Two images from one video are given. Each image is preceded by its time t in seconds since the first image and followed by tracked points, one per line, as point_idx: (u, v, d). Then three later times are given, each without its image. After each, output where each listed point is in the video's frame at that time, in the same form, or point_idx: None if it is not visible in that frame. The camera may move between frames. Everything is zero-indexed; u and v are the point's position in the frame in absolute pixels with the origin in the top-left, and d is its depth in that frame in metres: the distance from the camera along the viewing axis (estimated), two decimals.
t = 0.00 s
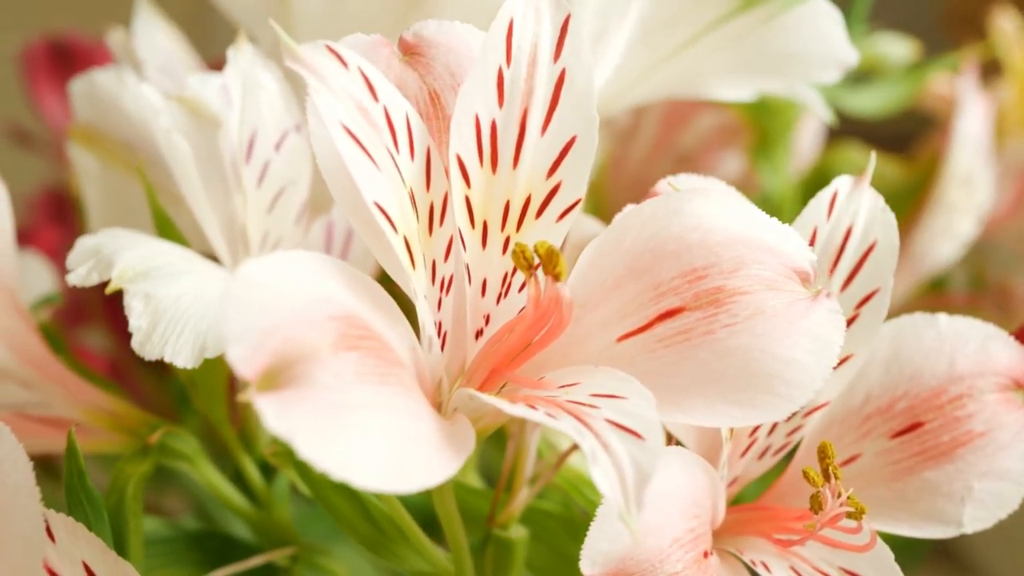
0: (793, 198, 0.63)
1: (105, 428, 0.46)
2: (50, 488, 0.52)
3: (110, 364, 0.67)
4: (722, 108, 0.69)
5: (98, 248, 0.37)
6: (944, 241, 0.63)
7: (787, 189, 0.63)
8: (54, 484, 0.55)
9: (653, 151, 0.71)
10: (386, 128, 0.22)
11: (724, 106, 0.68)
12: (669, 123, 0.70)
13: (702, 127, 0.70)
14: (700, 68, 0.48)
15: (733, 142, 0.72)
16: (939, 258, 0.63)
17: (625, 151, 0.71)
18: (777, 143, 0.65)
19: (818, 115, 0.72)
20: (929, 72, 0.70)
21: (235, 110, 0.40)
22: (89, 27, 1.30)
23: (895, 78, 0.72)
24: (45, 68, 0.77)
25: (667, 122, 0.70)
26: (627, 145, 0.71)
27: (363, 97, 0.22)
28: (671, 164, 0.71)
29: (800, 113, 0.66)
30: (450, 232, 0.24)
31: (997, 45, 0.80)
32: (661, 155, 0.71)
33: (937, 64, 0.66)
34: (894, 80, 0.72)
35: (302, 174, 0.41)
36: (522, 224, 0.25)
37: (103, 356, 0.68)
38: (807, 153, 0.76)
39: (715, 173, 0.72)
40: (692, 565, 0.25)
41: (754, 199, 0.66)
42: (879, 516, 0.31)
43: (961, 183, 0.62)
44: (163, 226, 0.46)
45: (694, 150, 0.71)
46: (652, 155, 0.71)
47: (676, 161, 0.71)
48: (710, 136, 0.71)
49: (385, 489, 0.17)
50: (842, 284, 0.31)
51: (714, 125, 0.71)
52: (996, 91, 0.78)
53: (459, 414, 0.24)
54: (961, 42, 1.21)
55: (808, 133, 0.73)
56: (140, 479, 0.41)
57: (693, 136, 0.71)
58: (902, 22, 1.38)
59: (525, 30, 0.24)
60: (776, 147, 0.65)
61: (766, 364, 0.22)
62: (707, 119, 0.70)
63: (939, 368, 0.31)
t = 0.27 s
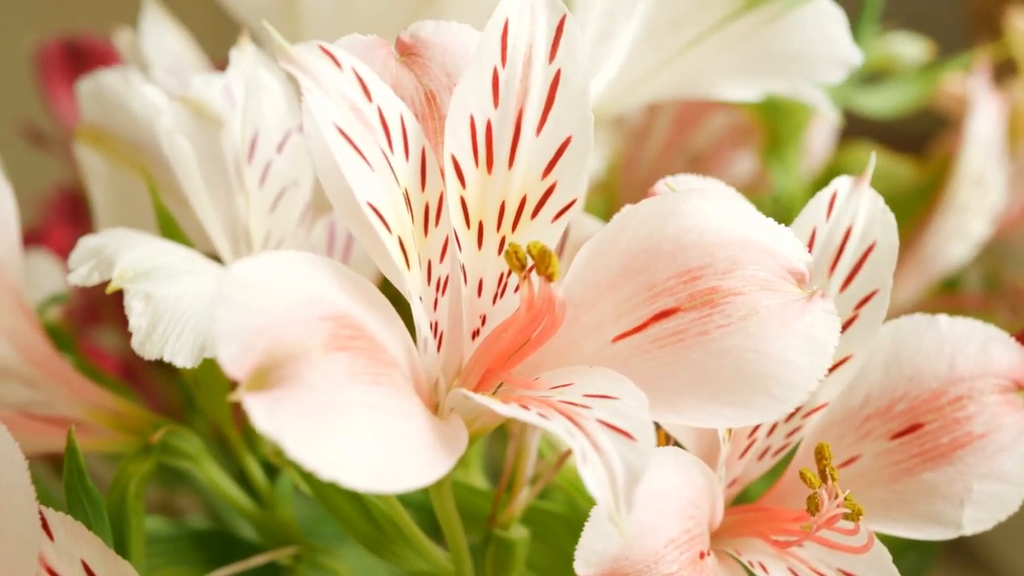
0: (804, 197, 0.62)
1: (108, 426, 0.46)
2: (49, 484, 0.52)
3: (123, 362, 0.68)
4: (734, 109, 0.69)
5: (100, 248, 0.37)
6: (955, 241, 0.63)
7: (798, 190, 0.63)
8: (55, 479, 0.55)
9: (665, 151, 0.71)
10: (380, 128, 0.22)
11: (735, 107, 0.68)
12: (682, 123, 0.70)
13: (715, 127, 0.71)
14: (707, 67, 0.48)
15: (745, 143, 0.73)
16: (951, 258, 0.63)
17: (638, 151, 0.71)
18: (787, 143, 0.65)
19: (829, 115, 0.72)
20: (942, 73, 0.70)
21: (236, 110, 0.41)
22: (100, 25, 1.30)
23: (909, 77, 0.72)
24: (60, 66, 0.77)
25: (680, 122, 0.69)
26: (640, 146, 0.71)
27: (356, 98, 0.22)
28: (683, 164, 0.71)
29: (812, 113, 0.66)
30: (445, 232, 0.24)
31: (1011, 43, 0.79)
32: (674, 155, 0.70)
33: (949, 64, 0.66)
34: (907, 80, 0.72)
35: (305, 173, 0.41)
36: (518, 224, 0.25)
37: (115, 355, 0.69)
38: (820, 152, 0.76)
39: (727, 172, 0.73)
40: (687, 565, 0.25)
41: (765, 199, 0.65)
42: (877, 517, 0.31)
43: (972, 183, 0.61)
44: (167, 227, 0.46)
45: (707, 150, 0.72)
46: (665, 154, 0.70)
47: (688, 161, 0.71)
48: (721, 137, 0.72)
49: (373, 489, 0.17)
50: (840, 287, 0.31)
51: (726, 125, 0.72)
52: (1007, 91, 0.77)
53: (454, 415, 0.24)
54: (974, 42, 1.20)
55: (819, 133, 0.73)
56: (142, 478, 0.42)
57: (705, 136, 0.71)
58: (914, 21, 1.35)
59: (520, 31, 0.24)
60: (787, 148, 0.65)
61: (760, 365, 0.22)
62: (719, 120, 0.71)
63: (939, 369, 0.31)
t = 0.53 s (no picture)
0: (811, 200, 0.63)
1: (110, 425, 0.46)
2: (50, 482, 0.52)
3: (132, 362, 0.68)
4: (744, 109, 0.70)
5: (101, 248, 0.37)
6: (967, 241, 0.63)
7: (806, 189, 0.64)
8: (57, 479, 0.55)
9: (675, 150, 0.70)
10: (375, 129, 0.22)
11: (746, 108, 0.69)
12: (693, 123, 0.69)
13: (725, 127, 0.72)
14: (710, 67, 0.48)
15: (754, 142, 0.74)
16: (961, 259, 0.63)
17: (647, 151, 0.71)
18: (797, 144, 0.65)
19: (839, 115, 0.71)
20: (954, 73, 0.69)
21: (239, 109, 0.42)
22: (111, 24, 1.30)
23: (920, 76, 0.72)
24: (72, 67, 0.77)
25: (692, 122, 0.69)
26: (651, 146, 0.70)
27: (350, 98, 0.22)
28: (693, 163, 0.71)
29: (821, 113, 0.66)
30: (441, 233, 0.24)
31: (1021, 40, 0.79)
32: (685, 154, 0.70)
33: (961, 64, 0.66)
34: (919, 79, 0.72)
35: (305, 174, 0.41)
36: (513, 224, 0.25)
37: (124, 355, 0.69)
38: (831, 152, 0.76)
39: (736, 171, 0.74)
40: (683, 566, 0.25)
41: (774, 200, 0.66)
42: (876, 518, 0.31)
43: (984, 183, 0.61)
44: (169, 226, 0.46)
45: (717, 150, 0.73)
46: (676, 154, 0.70)
47: (698, 160, 0.71)
48: (731, 135, 0.73)
49: (364, 488, 0.17)
50: (839, 288, 0.30)
51: (736, 125, 0.73)
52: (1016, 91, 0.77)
53: (450, 415, 0.24)
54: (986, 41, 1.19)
55: (830, 132, 0.73)
56: (143, 478, 0.42)
57: (715, 136, 0.72)
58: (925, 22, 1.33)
59: (516, 31, 0.24)
60: (797, 148, 0.65)
61: (755, 366, 0.22)
62: (729, 120, 0.71)
63: (939, 370, 0.30)
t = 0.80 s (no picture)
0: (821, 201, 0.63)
1: (115, 424, 0.46)
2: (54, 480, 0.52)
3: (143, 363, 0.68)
4: (756, 109, 0.70)
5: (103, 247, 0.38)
6: (978, 241, 0.63)
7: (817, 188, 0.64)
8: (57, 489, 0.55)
9: (687, 150, 0.70)
10: (369, 128, 0.22)
11: (757, 108, 0.69)
12: (705, 123, 0.70)
13: (735, 126, 0.71)
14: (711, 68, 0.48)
15: (764, 142, 0.74)
16: (973, 259, 0.63)
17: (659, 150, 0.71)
18: (808, 144, 0.65)
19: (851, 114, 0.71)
20: (968, 72, 0.69)
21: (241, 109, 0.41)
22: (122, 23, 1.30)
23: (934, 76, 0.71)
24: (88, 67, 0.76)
25: (704, 123, 0.69)
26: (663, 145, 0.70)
27: (344, 97, 0.22)
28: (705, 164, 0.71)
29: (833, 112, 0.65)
30: (437, 232, 0.25)
31: None
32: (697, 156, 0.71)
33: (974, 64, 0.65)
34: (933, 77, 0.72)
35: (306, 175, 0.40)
36: (509, 223, 0.25)
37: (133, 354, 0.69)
38: (843, 151, 0.75)
39: (746, 172, 0.74)
40: (678, 566, 0.25)
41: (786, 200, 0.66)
42: (874, 519, 0.30)
43: (997, 184, 0.60)
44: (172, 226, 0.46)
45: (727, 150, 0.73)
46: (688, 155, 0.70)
47: (711, 161, 0.72)
48: (742, 135, 0.73)
49: (353, 488, 0.17)
50: (838, 288, 0.30)
51: (746, 125, 0.73)
52: None
53: (446, 414, 0.24)
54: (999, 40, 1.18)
55: (844, 132, 0.73)
56: (145, 477, 0.42)
57: (726, 136, 0.72)
58: (941, 20, 1.24)
59: (511, 30, 0.24)
60: (808, 148, 0.65)
61: (749, 366, 0.22)
62: (740, 119, 0.71)
63: (938, 370, 0.30)
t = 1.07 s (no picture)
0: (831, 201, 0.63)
1: (119, 423, 0.47)
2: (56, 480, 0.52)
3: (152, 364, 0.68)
4: (766, 110, 0.70)
5: (105, 246, 0.38)
6: (990, 241, 0.62)
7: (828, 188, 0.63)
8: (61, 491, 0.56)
9: (697, 151, 0.72)
10: (363, 128, 0.22)
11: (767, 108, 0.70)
12: (715, 125, 0.71)
13: (746, 127, 0.72)
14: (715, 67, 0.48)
15: (776, 141, 0.74)
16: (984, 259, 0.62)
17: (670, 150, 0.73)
18: (820, 144, 0.65)
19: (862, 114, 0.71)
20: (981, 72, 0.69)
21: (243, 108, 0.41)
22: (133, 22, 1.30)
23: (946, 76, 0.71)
24: (98, 65, 0.76)
25: (713, 125, 0.71)
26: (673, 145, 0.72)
27: (339, 98, 0.22)
28: (717, 164, 0.73)
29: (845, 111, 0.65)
30: (432, 233, 0.25)
31: None
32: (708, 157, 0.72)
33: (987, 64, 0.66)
34: (946, 77, 0.72)
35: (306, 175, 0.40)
36: (504, 223, 0.25)
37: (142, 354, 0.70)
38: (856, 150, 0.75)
39: (758, 171, 0.74)
40: (674, 567, 0.25)
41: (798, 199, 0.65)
42: (872, 520, 0.30)
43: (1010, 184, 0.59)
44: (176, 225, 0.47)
45: (737, 149, 0.74)
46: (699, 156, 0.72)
47: (722, 162, 0.73)
48: (754, 135, 0.74)
49: (342, 487, 0.17)
50: (837, 288, 0.30)
51: (757, 125, 0.73)
52: None
53: (441, 414, 0.24)
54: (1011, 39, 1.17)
55: (856, 131, 0.73)
56: (146, 475, 0.43)
57: (737, 136, 0.73)
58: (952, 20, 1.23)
59: (506, 31, 0.24)
60: (820, 148, 0.64)
61: (742, 366, 0.22)
62: (750, 120, 0.72)
63: (938, 371, 0.30)
